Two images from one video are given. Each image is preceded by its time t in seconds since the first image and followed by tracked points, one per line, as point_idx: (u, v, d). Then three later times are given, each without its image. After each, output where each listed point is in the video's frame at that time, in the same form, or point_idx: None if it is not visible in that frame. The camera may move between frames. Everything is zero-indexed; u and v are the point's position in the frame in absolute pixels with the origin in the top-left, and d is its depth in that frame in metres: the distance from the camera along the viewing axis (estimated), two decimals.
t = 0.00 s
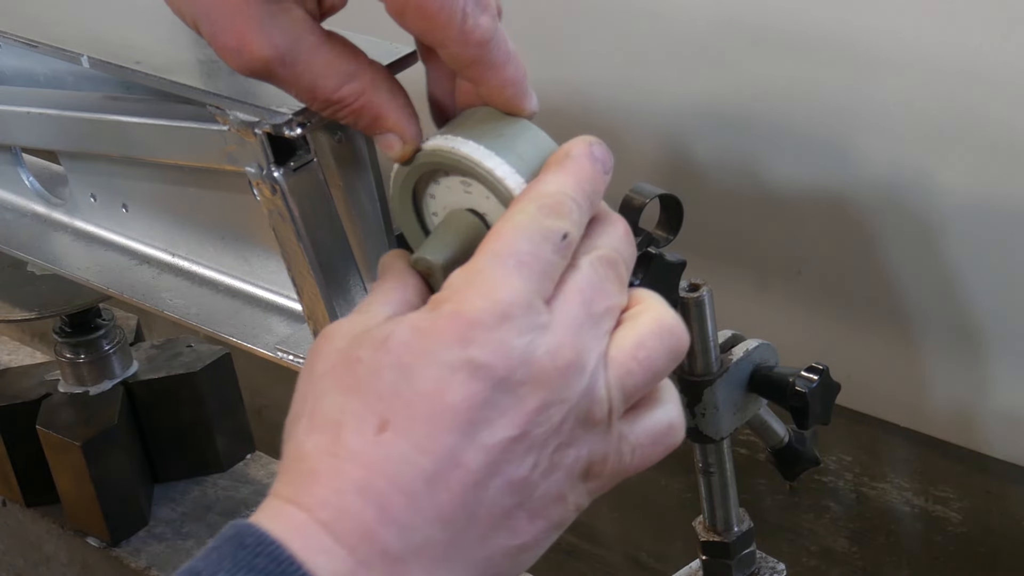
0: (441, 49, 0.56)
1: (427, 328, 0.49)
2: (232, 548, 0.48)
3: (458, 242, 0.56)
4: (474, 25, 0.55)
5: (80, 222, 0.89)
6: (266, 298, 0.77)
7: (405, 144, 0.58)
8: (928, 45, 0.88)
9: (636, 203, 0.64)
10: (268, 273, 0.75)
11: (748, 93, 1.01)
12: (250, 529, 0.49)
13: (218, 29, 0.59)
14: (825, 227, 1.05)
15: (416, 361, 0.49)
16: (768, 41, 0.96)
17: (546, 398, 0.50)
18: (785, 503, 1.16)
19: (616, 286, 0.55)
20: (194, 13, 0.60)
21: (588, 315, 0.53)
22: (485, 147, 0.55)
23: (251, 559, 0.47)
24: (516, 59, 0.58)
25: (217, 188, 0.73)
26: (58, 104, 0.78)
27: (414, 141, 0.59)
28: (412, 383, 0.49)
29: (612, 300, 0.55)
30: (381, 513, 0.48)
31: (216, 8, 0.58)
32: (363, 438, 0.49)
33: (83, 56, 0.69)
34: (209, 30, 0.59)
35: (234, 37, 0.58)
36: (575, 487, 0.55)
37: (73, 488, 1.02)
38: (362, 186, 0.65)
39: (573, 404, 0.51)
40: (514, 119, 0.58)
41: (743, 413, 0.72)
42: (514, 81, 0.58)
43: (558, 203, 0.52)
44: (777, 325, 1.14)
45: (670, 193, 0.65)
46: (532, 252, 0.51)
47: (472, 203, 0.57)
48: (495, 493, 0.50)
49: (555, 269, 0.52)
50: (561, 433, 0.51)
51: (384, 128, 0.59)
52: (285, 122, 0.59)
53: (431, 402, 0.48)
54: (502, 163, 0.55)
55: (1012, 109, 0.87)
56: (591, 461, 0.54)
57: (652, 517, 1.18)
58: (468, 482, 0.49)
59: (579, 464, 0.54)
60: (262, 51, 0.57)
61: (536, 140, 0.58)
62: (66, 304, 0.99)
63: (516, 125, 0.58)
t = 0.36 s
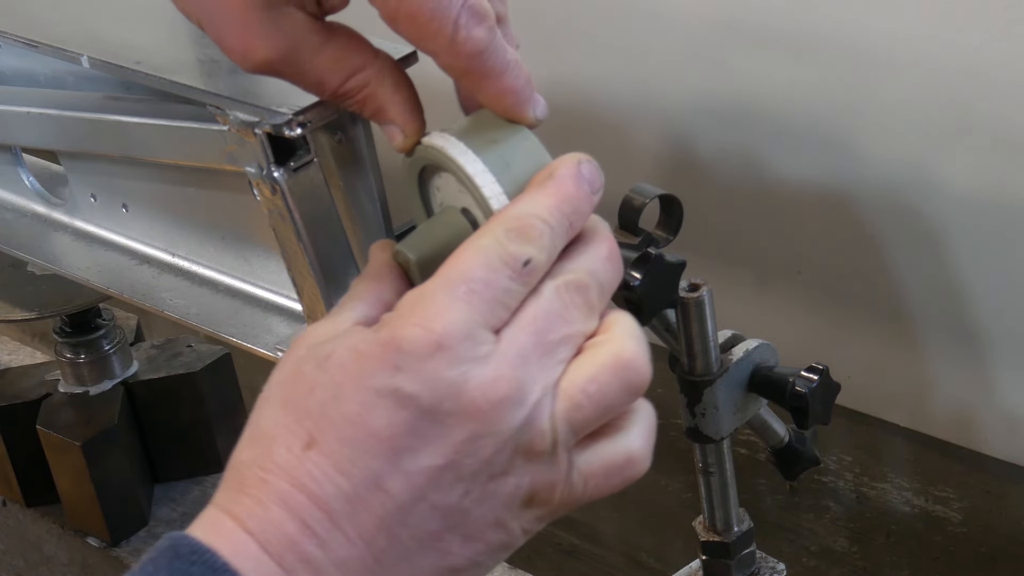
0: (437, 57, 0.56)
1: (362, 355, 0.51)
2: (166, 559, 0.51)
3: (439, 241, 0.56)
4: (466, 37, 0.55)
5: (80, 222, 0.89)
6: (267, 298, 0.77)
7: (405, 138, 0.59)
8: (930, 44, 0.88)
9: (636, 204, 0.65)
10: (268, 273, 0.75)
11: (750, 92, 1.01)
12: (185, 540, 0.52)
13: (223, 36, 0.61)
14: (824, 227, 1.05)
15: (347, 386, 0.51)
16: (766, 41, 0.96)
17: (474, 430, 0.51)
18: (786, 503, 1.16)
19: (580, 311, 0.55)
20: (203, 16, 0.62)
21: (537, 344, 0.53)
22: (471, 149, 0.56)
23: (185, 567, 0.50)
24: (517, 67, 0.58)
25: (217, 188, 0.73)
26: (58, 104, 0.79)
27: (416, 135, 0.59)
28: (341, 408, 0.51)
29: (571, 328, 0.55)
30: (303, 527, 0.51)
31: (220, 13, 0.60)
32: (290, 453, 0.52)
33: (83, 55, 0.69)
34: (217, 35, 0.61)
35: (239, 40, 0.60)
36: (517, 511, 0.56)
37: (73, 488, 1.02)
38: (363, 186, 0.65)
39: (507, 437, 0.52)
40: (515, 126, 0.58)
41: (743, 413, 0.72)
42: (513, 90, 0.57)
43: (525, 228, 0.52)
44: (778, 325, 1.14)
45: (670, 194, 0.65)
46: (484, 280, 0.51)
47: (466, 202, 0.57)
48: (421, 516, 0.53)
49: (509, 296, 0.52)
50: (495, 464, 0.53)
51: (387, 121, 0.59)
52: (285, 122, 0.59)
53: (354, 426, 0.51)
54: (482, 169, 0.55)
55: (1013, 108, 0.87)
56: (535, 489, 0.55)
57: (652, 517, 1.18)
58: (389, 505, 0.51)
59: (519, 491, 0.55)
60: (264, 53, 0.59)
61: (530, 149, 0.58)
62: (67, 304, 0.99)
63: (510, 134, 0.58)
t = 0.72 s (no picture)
0: (436, 54, 0.56)
1: (399, 347, 0.50)
2: (201, 560, 0.48)
3: (448, 248, 0.56)
4: (469, 33, 0.54)
5: (80, 222, 0.89)
6: (267, 297, 0.77)
7: (404, 145, 0.59)
8: (929, 44, 0.88)
9: (635, 205, 0.64)
10: (268, 273, 0.75)
11: (750, 93, 1.01)
12: (219, 539, 0.49)
13: (225, 31, 0.59)
14: (824, 227, 1.05)
15: (386, 379, 0.49)
16: (767, 41, 0.96)
17: (513, 420, 0.50)
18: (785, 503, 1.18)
19: (602, 303, 0.55)
20: (205, 13, 0.60)
21: (568, 334, 0.53)
22: (475, 152, 0.56)
23: (221, 569, 0.47)
24: (513, 62, 0.58)
25: (217, 188, 0.73)
26: (59, 104, 0.78)
27: (414, 143, 0.59)
28: (383, 401, 0.49)
29: (595, 319, 0.55)
30: (347, 526, 0.48)
31: (224, 9, 0.58)
32: (331, 450, 0.49)
33: (83, 55, 0.69)
34: (220, 32, 0.60)
35: (243, 38, 0.59)
36: (546, 505, 0.55)
37: (73, 488, 1.01)
38: (362, 186, 0.65)
39: (544, 426, 0.51)
40: (513, 125, 0.59)
41: (743, 413, 0.72)
42: (512, 87, 0.58)
43: (546, 219, 0.52)
44: (777, 325, 1.15)
45: (669, 195, 0.65)
46: (513, 271, 0.51)
47: (465, 204, 0.57)
48: (463, 509, 0.51)
49: (535, 288, 0.52)
50: (532, 453, 0.52)
51: (386, 127, 0.59)
52: (285, 122, 0.59)
53: (399, 419, 0.49)
54: (490, 170, 0.55)
55: (1013, 108, 0.87)
56: (564, 480, 0.55)
57: (651, 517, 1.19)
58: (433, 500, 0.49)
59: (549, 482, 0.54)
60: (269, 52, 0.58)
61: (532, 148, 0.58)
62: (66, 304, 0.99)
63: (513, 134, 0.58)
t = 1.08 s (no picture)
0: (450, 49, 0.56)
1: (413, 348, 0.49)
2: (218, 567, 0.47)
3: (448, 248, 0.56)
4: (485, 27, 0.54)
5: (80, 222, 0.89)
6: (266, 297, 0.76)
7: (405, 145, 0.59)
8: (929, 45, 0.88)
9: (635, 204, 0.63)
10: (268, 272, 0.75)
11: (751, 94, 1.01)
12: (237, 547, 0.48)
13: (226, 19, 0.57)
14: (825, 227, 1.04)
15: (402, 381, 0.49)
16: (768, 41, 0.96)
17: (530, 420, 0.50)
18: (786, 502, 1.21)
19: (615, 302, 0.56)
20: None
21: (579, 334, 0.53)
22: (475, 151, 0.56)
23: None
24: (523, 59, 0.58)
25: (216, 188, 0.73)
26: (59, 104, 0.78)
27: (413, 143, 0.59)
28: (400, 403, 0.49)
29: (607, 318, 0.55)
30: (368, 532, 0.48)
31: None
32: (349, 455, 0.49)
33: (83, 55, 0.69)
34: (217, 19, 0.57)
35: (242, 28, 0.57)
36: (563, 508, 0.55)
37: (73, 488, 1.01)
38: (362, 186, 0.65)
39: (560, 426, 0.51)
40: (515, 124, 0.59)
41: (743, 412, 0.72)
42: (521, 84, 0.58)
43: (558, 215, 0.52)
44: (778, 326, 1.15)
45: (669, 195, 0.65)
46: (528, 270, 0.51)
47: (465, 203, 0.57)
48: (482, 512, 0.51)
49: (550, 286, 0.52)
50: (549, 454, 0.52)
51: (384, 127, 0.59)
52: (285, 122, 0.59)
53: (417, 421, 0.48)
54: (491, 169, 0.55)
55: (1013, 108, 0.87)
56: (579, 482, 0.55)
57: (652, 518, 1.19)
58: (453, 502, 0.49)
59: (564, 484, 0.54)
60: (270, 44, 0.56)
61: (532, 146, 0.58)
62: (66, 304, 0.99)
63: (514, 133, 0.58)
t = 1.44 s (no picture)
0: (467, 50, 0.56)
1: (433, 354, 0.50)
2: (241, 568, 0.47)
3: (449, 249, 0.56)
4: (501, 26, 0.55)
5: (80, 222, 0.89)
6: (266, 297, 0.76)
7: (388, 167, 0.59)
8: (929, 45, 0.88)
9: (635, 204, 0.63)
10: (268, 273, 0.75)
11: (751, 93, 1.01)
12: (259, 549, 0.48)
13: (228, 17, 0.55)
14: (825, 226, 1.04)
15: (422, 387, 0.49)
16: (767, 41, 0.96)
17: (546, 424, 0.50)
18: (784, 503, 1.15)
19: (622, 306, 0.56)
20: None
21: (591, 339, 0.53)
22: (476, 151, 0.56)
23: None
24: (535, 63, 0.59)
25: (216, 188, 0.73)
26: (59, 104, 0.78)
27: (397, 166, 0.60)
28: (420, 408, 0.49)
29: (616, 321, 0.55)
30: (390, 537, 0.48)
31: None
32: (369, 460, 0.48)
33: (83, 55, 0.69)
34: (218, 18, 0.56)
35: (243, 27, 0.55)
36: (575, 510, 0.55)
37: (73, 488, 1.01)
38: (362, 186, 0.65)
39: (576, 430, 0.51)
40: (521, 128, 0.58)
41: (743, 413, 0.72)
42: (535, 87, 0.59)
43: (575, 225, 0.52)
44: (778, 326, 1.14)
45: (669, 195, 0.65)
46: (547, 278, 0.51)
47: (466, 204, 0.57)
48: (499, 516, 0.51)
49: (566, 296, 0.52)
50: (564, 457, 0.52)
51: (370, 147, 0.59)
52: (285, 122, 0.59)
53: (438, 426, 0.48)
54: (491, 169, 0.55)
55: (1012, 108, 0.87)
56: (591, 483, 0.55)
57: (652, 517, 1.19)
58: (473, 507, 0.49)
59: (577, 486, 0.54)
60: (271, 46, 0.55)
61: (534, 147, 0.58)
62: (66, 304, 0.99)
63: (516, 134, 0.58)
